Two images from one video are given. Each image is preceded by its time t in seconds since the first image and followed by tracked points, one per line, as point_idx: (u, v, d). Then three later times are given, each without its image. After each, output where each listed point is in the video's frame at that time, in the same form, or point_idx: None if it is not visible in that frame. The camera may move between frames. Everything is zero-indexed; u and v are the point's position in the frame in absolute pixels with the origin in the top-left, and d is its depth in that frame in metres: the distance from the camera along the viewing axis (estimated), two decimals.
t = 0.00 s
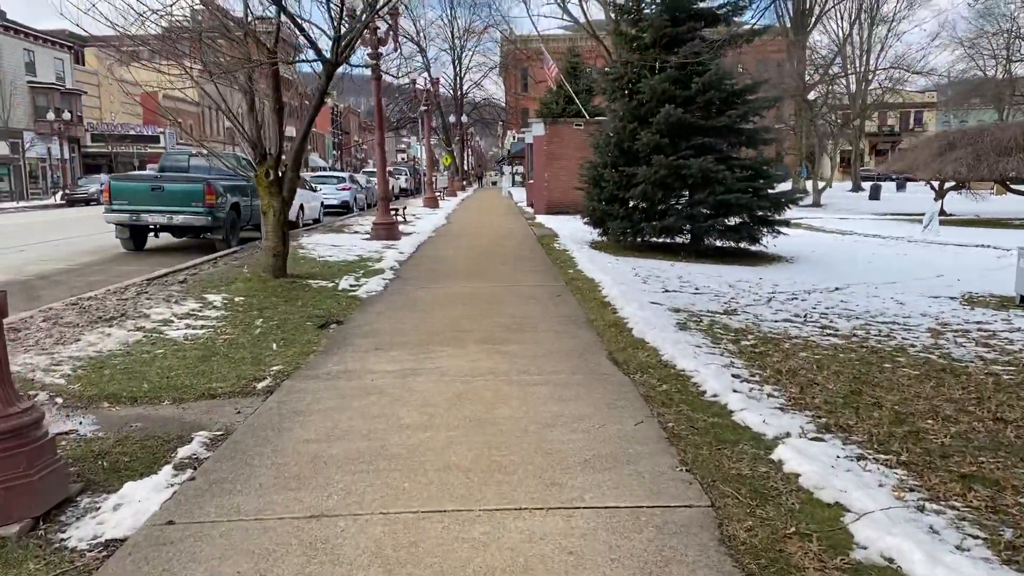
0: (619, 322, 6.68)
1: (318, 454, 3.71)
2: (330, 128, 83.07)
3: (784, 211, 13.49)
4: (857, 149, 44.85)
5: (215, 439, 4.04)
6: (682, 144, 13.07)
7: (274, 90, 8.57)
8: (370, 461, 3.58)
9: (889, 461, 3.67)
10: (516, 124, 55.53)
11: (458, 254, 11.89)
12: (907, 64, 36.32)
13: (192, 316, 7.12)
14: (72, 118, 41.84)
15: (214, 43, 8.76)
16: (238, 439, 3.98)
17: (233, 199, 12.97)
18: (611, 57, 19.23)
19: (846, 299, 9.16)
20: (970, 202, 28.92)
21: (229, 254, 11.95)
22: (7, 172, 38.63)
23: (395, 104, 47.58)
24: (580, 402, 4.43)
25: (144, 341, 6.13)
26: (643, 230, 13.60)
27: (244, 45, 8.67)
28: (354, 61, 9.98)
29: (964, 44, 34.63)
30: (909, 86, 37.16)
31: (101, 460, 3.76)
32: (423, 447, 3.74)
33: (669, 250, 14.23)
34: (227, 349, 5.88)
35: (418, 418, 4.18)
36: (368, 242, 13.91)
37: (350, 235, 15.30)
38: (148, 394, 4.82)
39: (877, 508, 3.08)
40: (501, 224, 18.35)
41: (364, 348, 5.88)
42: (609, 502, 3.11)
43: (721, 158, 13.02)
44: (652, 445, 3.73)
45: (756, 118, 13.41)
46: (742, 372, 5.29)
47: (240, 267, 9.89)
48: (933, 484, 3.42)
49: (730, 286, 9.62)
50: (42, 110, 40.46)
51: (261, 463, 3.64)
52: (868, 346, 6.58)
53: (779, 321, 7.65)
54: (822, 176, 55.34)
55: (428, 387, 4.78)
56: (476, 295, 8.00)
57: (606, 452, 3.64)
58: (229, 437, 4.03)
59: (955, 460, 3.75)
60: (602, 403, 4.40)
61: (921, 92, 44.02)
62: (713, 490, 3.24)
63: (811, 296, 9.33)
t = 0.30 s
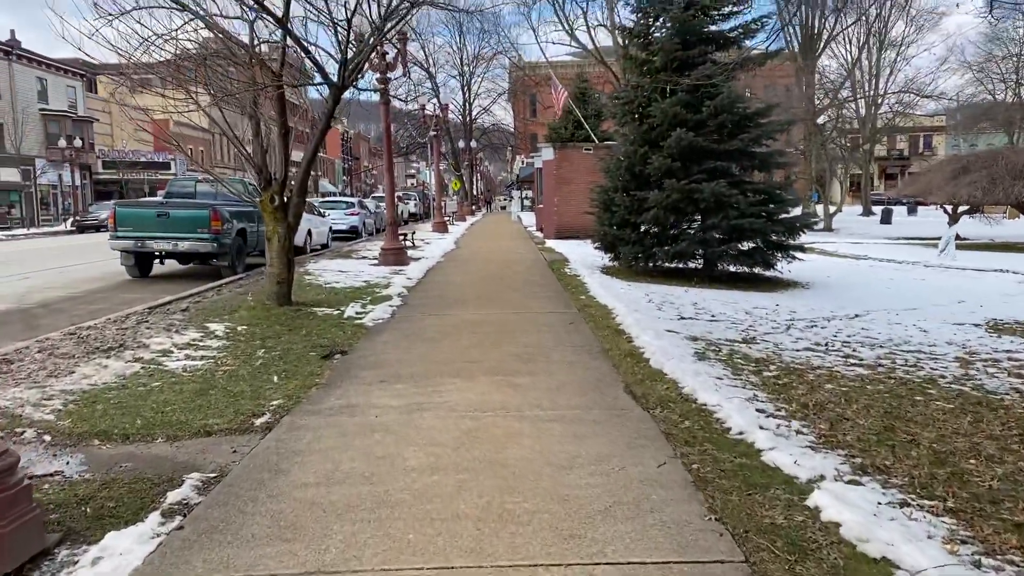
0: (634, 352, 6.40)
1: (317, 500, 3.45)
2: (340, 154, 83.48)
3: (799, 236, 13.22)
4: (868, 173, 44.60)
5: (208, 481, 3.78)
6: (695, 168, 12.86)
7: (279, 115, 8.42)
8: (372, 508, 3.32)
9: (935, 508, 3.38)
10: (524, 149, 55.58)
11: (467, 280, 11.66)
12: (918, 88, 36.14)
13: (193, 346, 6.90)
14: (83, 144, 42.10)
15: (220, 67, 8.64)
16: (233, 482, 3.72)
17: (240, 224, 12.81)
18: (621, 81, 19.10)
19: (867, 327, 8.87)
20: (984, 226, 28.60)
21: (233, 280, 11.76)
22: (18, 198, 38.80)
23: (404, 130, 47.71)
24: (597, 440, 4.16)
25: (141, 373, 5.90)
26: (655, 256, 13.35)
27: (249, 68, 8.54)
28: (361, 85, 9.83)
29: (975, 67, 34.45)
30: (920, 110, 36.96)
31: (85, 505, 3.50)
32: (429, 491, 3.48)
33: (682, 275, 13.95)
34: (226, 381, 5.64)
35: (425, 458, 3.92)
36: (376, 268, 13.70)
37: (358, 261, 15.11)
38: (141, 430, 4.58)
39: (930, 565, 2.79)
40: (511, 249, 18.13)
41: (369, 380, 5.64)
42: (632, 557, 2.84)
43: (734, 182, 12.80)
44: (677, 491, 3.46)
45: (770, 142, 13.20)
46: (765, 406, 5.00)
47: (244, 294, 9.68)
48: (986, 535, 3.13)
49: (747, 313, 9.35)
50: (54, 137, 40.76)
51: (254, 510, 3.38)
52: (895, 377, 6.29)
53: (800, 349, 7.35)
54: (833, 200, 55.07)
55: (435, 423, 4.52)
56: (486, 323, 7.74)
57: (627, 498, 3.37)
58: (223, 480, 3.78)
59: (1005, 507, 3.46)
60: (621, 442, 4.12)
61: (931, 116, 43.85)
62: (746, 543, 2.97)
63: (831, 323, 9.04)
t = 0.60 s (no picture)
0: (649, 381, 6.12)
1: (311, 552, 3.17)
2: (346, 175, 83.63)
3: (812, 258, 12.94)
4: (876, 193, 44.32)
5: (195, 529, 3.50)
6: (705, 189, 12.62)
7: (281, 135, 8.24)
8: (371, 563, 3.03)
9: (989, 561, 3.08)
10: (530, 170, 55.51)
11: (473, 304, 11.40)
12: (926, 107, 35.94)
13: (190, 376, 6.64)
14: (89, 167, 42.20)
15: (220, 87, 8.45)
16: (222, 530, 3.45)
17: (241, 248, 12.62)
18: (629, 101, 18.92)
19: (888, 353, 8.57)
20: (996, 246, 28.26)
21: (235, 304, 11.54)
22: (23, 221, 38.82)
23: (410, 151, 47.70)
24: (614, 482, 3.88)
25: (133, 406, 5.64)
26: (665, 278, 13.07)
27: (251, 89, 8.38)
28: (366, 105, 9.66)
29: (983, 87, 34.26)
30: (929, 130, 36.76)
31: (60, 557, 3.23)
32: (433, 543, 3.20)
33: (693, 298, 13.66)
34: (221, 415, 5.38)
35: (429, 504, 3.63)
36: (380, 292, 13.46)
37: (362, 284, 14.87)
38: (129, 470, 4.31)
39: None
40: (518, 271, 17.87)
41: (371, 413, 5.36)
42: None
43: (746, 203, 12.55)
44: (705, 543, 3.17)
45: (781, 162, 12.96)
46: (791, 442, 4.70)
47: (245, 319, 9.43)
48: None
49: (763, 338, 9.07)
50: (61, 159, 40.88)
51: (243, 563, 3.10)
52: (924, 408, 5.98)
53: (821, 378, 7.04)
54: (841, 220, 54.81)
55: (441, 463, 4.24)
56: (494, 350, 7.47)
57: (648, 551, 3.08)
58: (211, 527, 3.50)
59: None
60: (640, 485, 3.84)
61: (939, 136, 43.64)
62: None
63: (850, 349, 8.74)
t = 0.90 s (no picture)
0: (661, 405, 5.84)
1: None
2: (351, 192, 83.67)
3: (823, 276, 12.67)
4: (884, 209, 44.07)
5: (173, 571, 3.23)
6: (714, 205, 12.39)
7: (280, 150, 8.04)
8: None
9: None
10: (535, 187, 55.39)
11: (478, 323, 11.14)
12: (933, 124, 35.76)
13: (182, 399, 6.38)
14: (94, 184, 42.18)
15: (218, 101, 8.25)
16: (203, 572, 3.18)
17: (242, 265, 12.42)
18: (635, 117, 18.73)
19: (906, 374, 8.29)
20: (1008, 264, 27.90)
21: (234, 322, 11.31)
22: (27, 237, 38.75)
23: (415, 168, 47.63)
24: (627, 519, 3.60)
25: (120, 431, 5.38)
26: (674, 296, 12.81)
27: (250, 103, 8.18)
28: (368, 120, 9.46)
29: (991, 104, 34.08)
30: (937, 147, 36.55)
31: None
32: None
33: (702, 316, 13.38)
34: (212, 441, 5.11)
35: (428, 543, 3.36)
36: (383, 309, 13.21)
37: (365, 301, 14.63)
38: (109, 502, 4.05)
39: None
40: (523, 288, 17.62)
41: (369, 439, 5.10)
42: None
43: (756, 220, 12.31)
44: None
45: (792, 178, 12.71)
46: (814, 472, 4.42)
47: (243, 338, 9.18)
48: None
49: (776, 359, 8.80)
50: (66, 176, 40.89)
51: None
52: (949, 434, 5.70)
53: (839, 401, 6.75)
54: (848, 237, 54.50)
55: (442, 495, 3.97)
56: (498, 371, 7.20)
57: None
58: (191, 569, 3.23)
59: None
60: (655, 521, 3.57)
61: (947, 153, 43.37)
62: None
63: (866, 370, 8.45)
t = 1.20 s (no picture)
0: (678, 430, 5.55)
1: None
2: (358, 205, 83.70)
3: (839, 291, 12.37)
4: (893, 222, 43.76)
5: None
6: (727, 219, 12.12)
7: (281, 162, 7.81)
8: None
9: None
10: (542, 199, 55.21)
11: (485, 339, 10.86)
12: (943, 137, 35.51)
13: (176, 421, 6.12)
14: (100, 197, 42.17)
15: (218, 113, 8.03)
16: None
17: (244, 279, 12.19)
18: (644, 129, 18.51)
19: (929, 394, 7.98)
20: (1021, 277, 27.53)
21: (235, 338, 11.07)
22: (33, 250, 38.70)
23: (421, 181, 47.53)
24: (648, 560, 3.31)
25: (108, 456, 5.11)
26: (685, 311, 12.51)
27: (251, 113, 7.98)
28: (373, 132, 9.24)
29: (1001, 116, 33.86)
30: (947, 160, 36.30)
31: None
32: None
33: (714, 332, 13.06)
34: (204, 468, 4.84)
35: None
36: (388, 324, 12.96)
37: (370, 316, 14.36)
38: (89, 536, 3.77)
39: None
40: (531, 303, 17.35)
41: (371, 467, 4.82)
42: None
43: (769, 234, 12.04)
44: None
45: (806, 192, 12.45)
46: (847, 506, 4.10)
47: (243, 356, 8.91)
48: None
49: (793, 378, 8.50)
50: (72, 189, 40.93)
51: None
52: (984, 460, 5.39)
53: (864, 424, 6.45)
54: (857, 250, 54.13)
55: (447, 532, 3.69)
56: (506, 391, 6.93)
57: None
58: None
59: None
60: (678, 564, 3.28)
61: (957, 166, 43.09)
62: None
63: (888, 390, 8.14)
